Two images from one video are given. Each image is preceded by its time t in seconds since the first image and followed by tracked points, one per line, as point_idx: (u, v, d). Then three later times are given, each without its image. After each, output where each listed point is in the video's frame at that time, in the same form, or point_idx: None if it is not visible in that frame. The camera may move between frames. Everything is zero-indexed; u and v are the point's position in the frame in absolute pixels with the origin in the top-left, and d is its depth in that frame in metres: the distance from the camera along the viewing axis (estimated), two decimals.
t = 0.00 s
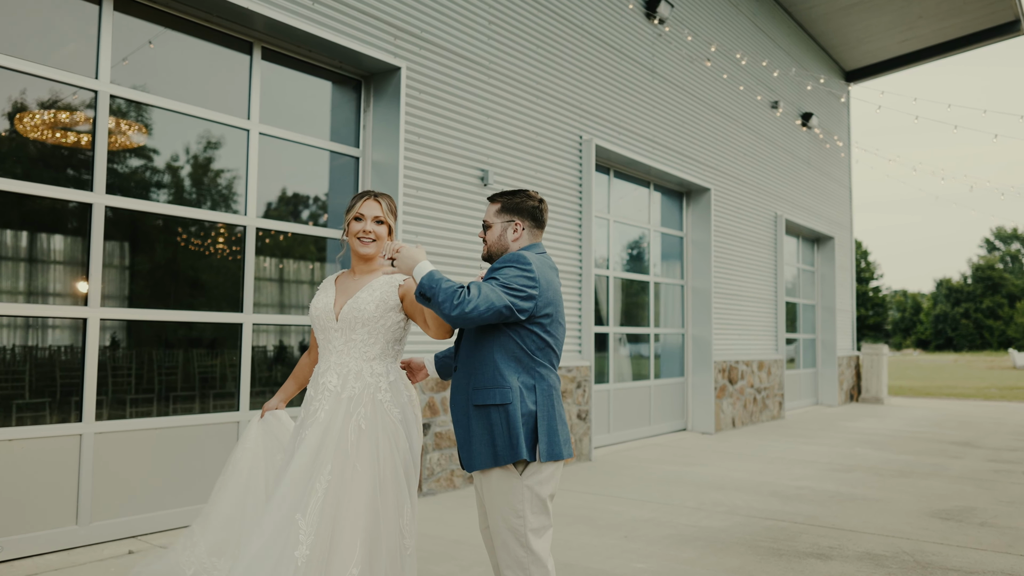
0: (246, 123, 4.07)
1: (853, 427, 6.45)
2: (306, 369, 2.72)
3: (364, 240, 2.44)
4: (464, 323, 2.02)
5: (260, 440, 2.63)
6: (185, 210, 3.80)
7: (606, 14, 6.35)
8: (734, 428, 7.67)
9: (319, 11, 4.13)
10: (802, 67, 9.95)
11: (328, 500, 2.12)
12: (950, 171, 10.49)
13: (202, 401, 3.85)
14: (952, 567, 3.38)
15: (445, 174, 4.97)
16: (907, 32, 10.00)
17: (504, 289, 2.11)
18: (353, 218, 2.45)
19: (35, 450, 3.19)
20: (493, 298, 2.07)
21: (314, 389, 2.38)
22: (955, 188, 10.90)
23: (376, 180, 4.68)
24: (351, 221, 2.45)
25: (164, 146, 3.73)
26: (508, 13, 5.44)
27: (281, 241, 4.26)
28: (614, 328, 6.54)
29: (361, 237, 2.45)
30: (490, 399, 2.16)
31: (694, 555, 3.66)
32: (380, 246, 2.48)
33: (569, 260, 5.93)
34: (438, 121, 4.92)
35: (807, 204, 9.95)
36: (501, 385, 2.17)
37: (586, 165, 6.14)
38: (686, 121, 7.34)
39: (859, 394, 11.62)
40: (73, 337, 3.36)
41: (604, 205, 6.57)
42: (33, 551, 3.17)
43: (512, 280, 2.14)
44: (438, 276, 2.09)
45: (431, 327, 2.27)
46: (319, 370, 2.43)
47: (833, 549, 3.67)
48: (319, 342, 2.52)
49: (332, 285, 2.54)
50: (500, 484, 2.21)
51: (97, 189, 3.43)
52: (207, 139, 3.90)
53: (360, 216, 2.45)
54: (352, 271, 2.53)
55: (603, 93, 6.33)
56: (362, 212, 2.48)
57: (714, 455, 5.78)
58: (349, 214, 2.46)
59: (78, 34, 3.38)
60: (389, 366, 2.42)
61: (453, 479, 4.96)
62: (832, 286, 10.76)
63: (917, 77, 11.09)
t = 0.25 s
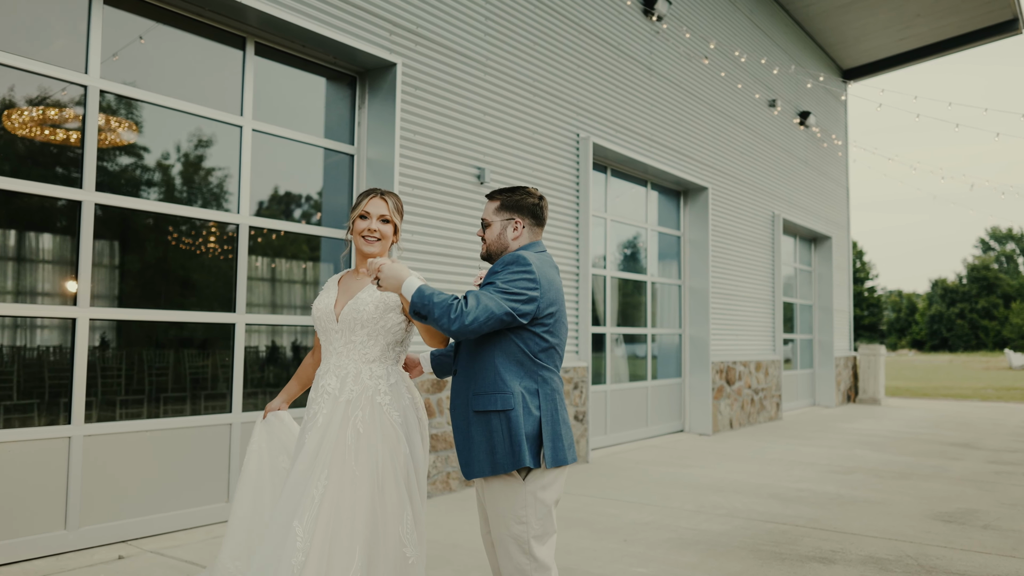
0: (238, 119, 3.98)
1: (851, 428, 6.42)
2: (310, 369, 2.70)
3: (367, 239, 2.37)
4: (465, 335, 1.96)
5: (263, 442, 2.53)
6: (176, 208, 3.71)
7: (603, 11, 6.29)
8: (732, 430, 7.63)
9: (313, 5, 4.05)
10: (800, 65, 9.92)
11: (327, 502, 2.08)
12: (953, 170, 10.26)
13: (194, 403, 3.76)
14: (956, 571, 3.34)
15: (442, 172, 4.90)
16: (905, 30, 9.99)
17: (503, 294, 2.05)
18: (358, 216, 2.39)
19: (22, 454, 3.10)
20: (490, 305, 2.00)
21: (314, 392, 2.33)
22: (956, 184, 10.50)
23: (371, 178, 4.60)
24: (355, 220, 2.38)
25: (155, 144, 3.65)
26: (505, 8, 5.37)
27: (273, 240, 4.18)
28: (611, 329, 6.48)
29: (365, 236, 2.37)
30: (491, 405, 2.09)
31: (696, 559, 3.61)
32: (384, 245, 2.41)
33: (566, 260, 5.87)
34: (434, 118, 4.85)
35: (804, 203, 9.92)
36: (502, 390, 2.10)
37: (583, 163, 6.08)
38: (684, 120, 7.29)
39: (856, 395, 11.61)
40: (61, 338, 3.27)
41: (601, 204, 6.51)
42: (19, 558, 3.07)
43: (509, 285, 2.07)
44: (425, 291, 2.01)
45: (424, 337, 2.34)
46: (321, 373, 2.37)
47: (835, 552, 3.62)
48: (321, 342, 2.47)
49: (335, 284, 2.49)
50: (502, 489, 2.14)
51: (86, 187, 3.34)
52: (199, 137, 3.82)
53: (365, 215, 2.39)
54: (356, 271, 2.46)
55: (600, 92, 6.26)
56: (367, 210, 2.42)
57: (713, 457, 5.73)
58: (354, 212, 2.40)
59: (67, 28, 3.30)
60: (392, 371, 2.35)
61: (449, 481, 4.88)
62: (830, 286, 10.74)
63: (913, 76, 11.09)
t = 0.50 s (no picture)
0: (230, 116, 3.89)
1: (849, 429, 6.39)
2: (313, 369, 2.61)
3: (370, 238, 2.28)
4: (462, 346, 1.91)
5: (266, 446, 2.45)
6: (166, 207, 3.62)
7: (600, 8, 6.23)
8: (729, 431, 7.58)
9: None
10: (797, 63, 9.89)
11: (323, 508, 2.04)
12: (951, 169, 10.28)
13: (184, 404, 3.67)
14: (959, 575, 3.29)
15: (437, 170, 4.82)
16: (903, 28, 9.97)
17: (500, 298, 1.98)
18: (361, 214, 2.29)
19: (9, 458, 3.00)
20: (485, 310, 1.94)
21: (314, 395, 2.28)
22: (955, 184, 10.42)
23: (365, 176, 4.52)
24: (359, 217, 2.29)
25: (145, 142, 3.55)
26: (501, 4, 5.30)
27: (265, 239, 4.09)
28: (607, 329, 6.42)
29: (368, 235, 2.28)
30: (489, 409, 2.02)
31: (697, 563, 3.54)
32: (387, 246, 2.32)
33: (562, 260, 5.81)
34: (429, 115, 4.77)
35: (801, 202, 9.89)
36: (502, 394, 2.03)
37: (580, 162, 6.01)
38: (681, 118, 7.24)
39: (853, 395, 11.60)
40: (49, 338, 3.17)
41: (598, 203, 6.45)
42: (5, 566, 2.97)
43: (505, 288, 2.00)
44: (410, 309, 1.98)
45: (415, 350, 2.23)
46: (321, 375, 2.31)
47: (838, 556, 3.56)
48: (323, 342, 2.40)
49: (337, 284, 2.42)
50: (500, 494, 2.08)
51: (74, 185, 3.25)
52: (189, 135, 3.72)
53: (368, 213, 2.29)
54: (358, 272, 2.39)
55: (596, 89, 6.20)
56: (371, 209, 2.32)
57: (711, 459, 5.68)
58: (358, 210, 2.30)
59: (55, 22, 3.20)
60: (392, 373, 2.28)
61: (444, 484, 4.80)
62: (827, 286, 10.72)
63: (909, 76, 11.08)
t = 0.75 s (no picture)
0: (221, 112, 3.80)
1: (846, 430, 6.35)
2: (316, 371, 2.53)
3: (372, 237, 2.20)
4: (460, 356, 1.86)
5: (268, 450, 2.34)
6: (155, 206, 3.52)
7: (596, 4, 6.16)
8: (726, 432, 7.54)
9: None
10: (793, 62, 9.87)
11: (322, 519, 1.99)
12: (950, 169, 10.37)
13: (174, 406, 3.58)
14: None
15: (432, 168, 4.74)
16: (899, 26, 9.96)
17: (494, 303, 1.91)
18: (365, 212, 2.21)
19: None
20: (479, 316, 1.87)
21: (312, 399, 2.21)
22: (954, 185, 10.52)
23: (359, 174, 4.44)
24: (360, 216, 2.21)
25: (134, 140, 3.46)
26: None
27: (256, 238, 4.00)
28: (603, 329, 6.35)
29: (371, 233, 2.21)
30: (485, 413, 1.95)
31: (697, 568, 3.48)
32: (390, 245, 2.24)
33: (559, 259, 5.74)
34: (424, 112, 4.69)
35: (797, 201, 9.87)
36: (499, 398, 1.95)
37: (576, 160, 5.95)
38: (677, 116, 7.19)
39: (849, 396, 11.60)
40: (37, 339, 3.08)
41: (594, 201, 6.39)
42: None
43: (501, 291, 1.93)
44: (401, 327, 1.93)
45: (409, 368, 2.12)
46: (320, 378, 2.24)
47: (840, 560, 3.51)
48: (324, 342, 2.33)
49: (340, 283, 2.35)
50: (498, 499, 2.01)
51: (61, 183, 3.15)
52: (179, 133, 3.63)
53: (372, 211, 2.21)
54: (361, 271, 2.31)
55: (592, 87, 6.14)
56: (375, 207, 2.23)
57: (708, 461, 5.62)
58: (361, 207, 2.22)
59: (41, 17, 3.11)
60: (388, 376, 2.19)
61: (439, 488, 4.71)
62: (823, 286, 10.70)
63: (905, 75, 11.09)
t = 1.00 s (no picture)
0: (212, 109, 3.71)
1: (844, 432, 6.30)
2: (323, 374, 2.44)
3: (376, 238, 2.12)
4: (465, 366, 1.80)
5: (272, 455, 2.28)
6: (145, 204, 3.43)
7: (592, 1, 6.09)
8: (723, 434, 7.49)
9: None
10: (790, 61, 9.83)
11: (320, 528, 1.92)
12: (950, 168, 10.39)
13: (163, 408, 3.48)
14: None
15: (427, 166, 4.66)
16: (897, 24, 9.94)
17: (492, 306, 1.84)
18: (370, 211, 2.13)
19: None
20: (478, 323, 1.80)
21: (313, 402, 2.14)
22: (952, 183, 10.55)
23: (352, 172, 4.35)
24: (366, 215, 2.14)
25: (123, 138, 3.36)
26: None
27: (247, 238, 3.90)
28: (600, 330, 6.28)
29: (376, 233, 2.13)
30: (484, 419, 1.87)
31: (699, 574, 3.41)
32: (396, 246, 2.15)
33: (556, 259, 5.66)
34: (418, 109, 4.60)
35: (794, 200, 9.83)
36: (498, 403, 1.88)
37: (572, 159, 5.87)
38: (674, 114, 7.12)
39: (846, 397, 11.58)
40: (24, 340, 2.98)
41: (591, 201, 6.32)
42: None
43: (500, 294, 1.85)
44: (398, 346, 1.84)
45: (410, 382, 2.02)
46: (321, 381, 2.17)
47: (843, 565, 3.44)
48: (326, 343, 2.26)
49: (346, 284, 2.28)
50: (497, 505, 1.93)
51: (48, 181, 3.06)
52: (168, 131, 3.53)
53: (377, 210, 2.13)
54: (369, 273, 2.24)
55: (589, 84, 6.06)
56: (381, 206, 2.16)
57: (707, 463, 5.56)
58: (367, 207, 2.15)
59: (26, 10, 3.01)
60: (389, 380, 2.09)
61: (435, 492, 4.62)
62: (820, 287, 10.67)
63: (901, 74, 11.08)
